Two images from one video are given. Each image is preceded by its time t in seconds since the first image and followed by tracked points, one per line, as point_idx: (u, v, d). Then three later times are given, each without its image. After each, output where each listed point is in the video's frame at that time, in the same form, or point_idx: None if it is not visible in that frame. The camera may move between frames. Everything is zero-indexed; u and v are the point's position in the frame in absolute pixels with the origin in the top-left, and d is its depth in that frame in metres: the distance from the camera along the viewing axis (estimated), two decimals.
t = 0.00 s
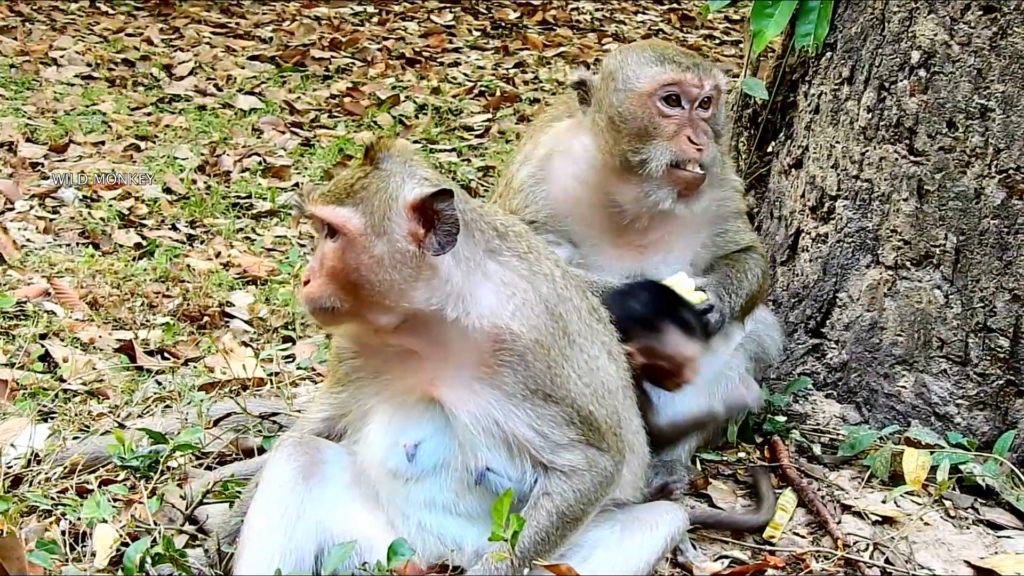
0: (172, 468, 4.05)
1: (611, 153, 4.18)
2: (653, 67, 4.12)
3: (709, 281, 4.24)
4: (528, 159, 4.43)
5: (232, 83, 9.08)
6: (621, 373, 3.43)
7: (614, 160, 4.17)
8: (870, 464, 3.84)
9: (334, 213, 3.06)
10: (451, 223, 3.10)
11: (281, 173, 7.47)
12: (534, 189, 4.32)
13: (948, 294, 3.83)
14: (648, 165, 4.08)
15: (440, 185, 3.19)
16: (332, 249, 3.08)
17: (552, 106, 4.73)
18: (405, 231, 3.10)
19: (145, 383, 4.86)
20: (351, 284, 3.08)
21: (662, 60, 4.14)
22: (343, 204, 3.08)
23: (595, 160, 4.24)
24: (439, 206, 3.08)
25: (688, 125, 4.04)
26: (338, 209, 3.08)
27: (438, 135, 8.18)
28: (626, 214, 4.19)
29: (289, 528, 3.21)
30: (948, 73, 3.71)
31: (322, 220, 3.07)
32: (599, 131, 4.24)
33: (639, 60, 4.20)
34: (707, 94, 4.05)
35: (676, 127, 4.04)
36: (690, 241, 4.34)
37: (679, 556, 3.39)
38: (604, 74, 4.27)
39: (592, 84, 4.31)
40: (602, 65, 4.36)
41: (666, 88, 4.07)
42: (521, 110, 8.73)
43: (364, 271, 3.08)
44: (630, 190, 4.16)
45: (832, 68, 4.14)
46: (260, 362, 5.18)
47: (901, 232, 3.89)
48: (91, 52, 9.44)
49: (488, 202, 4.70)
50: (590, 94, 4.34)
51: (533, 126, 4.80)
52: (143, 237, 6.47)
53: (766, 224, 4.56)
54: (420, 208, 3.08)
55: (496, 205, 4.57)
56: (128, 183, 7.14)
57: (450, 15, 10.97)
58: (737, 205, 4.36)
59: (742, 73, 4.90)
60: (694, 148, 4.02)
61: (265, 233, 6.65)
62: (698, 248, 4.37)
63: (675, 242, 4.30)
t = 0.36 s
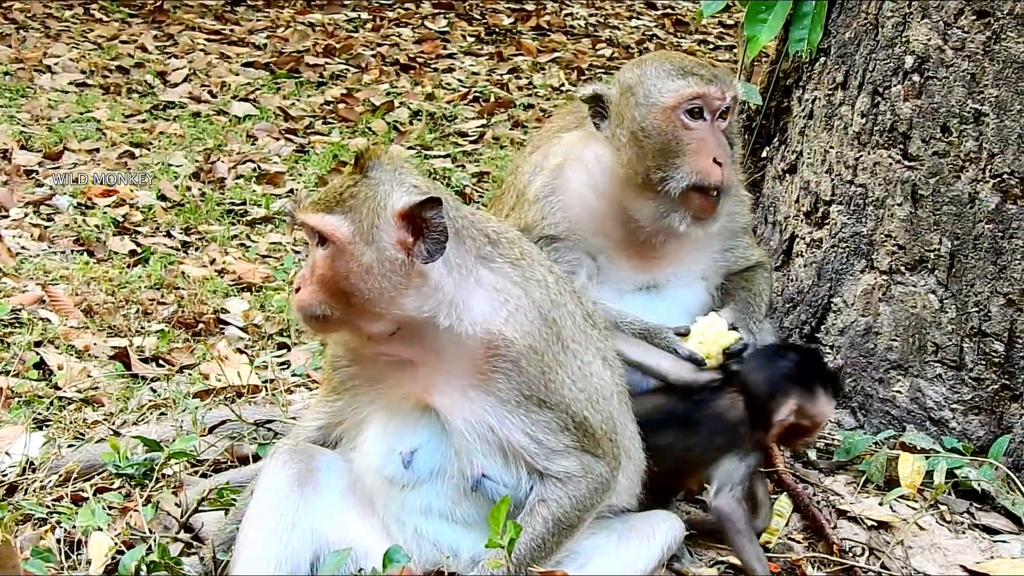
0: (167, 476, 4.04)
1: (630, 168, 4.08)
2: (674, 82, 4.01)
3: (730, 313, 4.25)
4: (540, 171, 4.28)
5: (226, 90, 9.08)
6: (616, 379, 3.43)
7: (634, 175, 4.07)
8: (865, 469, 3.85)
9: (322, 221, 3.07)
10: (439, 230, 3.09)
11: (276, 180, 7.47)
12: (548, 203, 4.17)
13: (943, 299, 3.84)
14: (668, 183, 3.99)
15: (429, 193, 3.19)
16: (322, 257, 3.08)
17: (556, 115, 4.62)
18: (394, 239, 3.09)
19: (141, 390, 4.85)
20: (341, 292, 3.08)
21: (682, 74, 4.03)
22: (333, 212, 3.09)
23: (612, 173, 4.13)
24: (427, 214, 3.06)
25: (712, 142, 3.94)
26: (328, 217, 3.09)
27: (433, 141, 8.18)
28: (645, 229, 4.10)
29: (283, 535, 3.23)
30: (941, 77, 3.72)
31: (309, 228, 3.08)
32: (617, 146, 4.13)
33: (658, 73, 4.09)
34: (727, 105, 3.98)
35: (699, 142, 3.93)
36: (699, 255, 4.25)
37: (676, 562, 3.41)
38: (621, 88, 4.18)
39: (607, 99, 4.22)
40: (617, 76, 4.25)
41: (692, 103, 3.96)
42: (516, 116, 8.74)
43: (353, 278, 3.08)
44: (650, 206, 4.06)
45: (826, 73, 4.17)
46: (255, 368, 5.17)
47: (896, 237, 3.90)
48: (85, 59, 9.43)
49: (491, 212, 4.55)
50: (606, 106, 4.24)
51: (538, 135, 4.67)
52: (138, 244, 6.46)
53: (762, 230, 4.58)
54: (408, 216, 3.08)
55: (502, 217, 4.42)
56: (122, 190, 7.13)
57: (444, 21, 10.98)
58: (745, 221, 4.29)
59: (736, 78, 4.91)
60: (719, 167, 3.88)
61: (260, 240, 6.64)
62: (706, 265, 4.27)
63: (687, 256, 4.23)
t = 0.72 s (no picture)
0: (164, 484, 4.03)
1: (653, 146, 4.12)
2: (685, 56, 4.13)
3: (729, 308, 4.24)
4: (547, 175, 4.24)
5: (222, 98, 9.08)
6: (611, 386, 3.43)
7: (656, 155, 4.13)
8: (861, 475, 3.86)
9: (328, 215, 3.10)
10: (444, 231, 3.12)
11: (271, 188, 7.46)
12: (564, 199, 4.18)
13: (938, 305, 3.87)
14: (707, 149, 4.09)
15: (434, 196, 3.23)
16: (322, 253, 3.10)
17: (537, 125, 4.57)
18: (398, 238, 3.11)
19: (136, 399, 4.85)
20: (340, 288, 3.09)
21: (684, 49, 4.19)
22: (338, 207, 3.12)
23: (630, 154, 4.16)
24: (433, 215, 3.10)
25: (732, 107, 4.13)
26: (333, 212, 3.11)
27: (428, 149, 8.19)
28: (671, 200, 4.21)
29: (279, 544, 3.23)
30: (937, 84, 3.75)
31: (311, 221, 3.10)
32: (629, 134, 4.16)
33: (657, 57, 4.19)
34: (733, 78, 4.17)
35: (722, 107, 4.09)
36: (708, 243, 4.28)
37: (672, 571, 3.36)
38: (634, 76, 4.14)
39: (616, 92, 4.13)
40: (624, 69, 4.20)
41: (706, 70, 4.13)
42: (511, 124, 8.75)
43: (353, 275, 3.09)
44: (677, 177, 4.17)
45: (822, 80, 4.16)
46: (251, 377, 5.17)
47: (892, 243, 3.91)
48: (80, 68, 9.44)
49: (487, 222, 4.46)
50: (620, 101, 4.13)
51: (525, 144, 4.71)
52: (134, 252, 6.46)
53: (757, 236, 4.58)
54: (415, 215, 3.10)
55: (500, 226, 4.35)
56: (118, 199, 7.12)
57: (440, 29, 11.00)
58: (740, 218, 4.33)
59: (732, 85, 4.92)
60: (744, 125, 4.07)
61: (256, 248, 6.64)
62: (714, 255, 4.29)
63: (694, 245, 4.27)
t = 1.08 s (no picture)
0: (159, 490, 4.03)
1: (663, 148, 4.11)
2: (694, 60, 4.18)
3: (720, 321, 4.19)
4: (549, 177, 4.24)
5: (217, 103, 9.08)
6: (606, 392, 3.42)
7: (661, 158, 4.13)
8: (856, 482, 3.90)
9: (330, 221, 3.11)
10: (449, 234, 3.18)
11: (267, 194, 7.45)
12: (563, 200, 4.18)
13: (933, 309, 3.89)
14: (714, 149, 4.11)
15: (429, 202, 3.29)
16: (323, 258, 3.10)
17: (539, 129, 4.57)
18: (402, 244, 3.16)
19: (132, 405, 4.84)
20: (340, 293, 3.10)
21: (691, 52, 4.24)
22: (340, 212, 3.13)
23: (636, 155, 4.15)
24: (439, 219, 3.17)
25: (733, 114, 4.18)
26: (334, 218, 3.12)
27: (424, 153, 8.19)
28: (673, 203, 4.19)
29: (274, 550, 3.22)
30: (931, 88, 3.76)
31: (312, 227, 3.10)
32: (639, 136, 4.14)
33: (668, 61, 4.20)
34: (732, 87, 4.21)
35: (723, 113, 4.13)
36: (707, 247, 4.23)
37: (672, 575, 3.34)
38: (644, 77, 4.16)
39: (630, 91, 4.13)
40: (632, 70, 4.21)
41: (715, 75, 4.18)
42: (506, 128, 8.75)
43: (355, 279, 3.10)
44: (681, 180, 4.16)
45: (816, 85, 4.17)
46: (246, 382, 5.17)
47: (886, 247, 3.95)
48: (75, 73, 9.44)
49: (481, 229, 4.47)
50: (631, 101, 4.13)
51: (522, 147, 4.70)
52: (130, 257, 6.45)
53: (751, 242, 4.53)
54: (421, 220, 3.16)
55: (501, 230, 4.34)
56: (113, 204, 7.12)
57: (435, 33, 11.01)
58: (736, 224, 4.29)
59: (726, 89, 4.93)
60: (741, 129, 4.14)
61: (251, 253, 6.64)
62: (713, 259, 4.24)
63: (689, 253, 4.22)
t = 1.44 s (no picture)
0: (156, 499, 4.03)
1: (648, 175, 4.14)
2: (693, 92, 4.20)
3: (707, 335, 4.17)
4: (539, 190, 4.23)
5: (212, 112, 9.08)
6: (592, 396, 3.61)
7: (652, 184, 4.14)
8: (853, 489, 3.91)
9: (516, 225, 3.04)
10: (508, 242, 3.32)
11: (262, 203, 7.44)
12: (552, 214, 4.17)
13: (929, 316, 3.91)
14: (704, 184, 4.12)
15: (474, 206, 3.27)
16: (500, 265, 3.02)
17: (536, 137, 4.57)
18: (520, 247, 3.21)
19: (129, 413, 4.84)
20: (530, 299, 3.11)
21: (694, 82, 4.23)
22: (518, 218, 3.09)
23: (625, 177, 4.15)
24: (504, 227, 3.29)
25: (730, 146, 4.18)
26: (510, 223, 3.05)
27: (419, 161, 8.21)
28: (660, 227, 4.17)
29: (268, 560, 3.17)
30: (926, 95, 3.80)
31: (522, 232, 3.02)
32: (630, 159, 4.16)
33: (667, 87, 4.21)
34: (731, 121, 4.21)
35: (719, 146, 4.13)
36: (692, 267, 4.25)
37: None
38: (638, 102, 4.19)
39: (622, 114, 4.16)
40: (629, 92, 4.23)
41: (717, 109, 4.18)
42: (501, 136, 8.77)
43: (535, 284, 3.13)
44: (667, 206, 4.16)
45: (811, 92, 4.18)
46: (242, 391, 5.17)
47: (882, 254, 3.96)
48: (70, 82, 9.44)
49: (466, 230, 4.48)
50: (622, 124, 4.16)
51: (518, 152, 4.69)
52: (125, 266, 6.45)
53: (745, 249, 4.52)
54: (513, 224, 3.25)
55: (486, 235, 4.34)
56: (109, 213, 7.11)
57: (429, 41, 11.04)
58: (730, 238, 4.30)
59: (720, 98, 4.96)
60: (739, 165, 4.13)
61: (247, 262, 6.64)
62: (699, 276, 4.26)
63: (677, 273, 4.23)
